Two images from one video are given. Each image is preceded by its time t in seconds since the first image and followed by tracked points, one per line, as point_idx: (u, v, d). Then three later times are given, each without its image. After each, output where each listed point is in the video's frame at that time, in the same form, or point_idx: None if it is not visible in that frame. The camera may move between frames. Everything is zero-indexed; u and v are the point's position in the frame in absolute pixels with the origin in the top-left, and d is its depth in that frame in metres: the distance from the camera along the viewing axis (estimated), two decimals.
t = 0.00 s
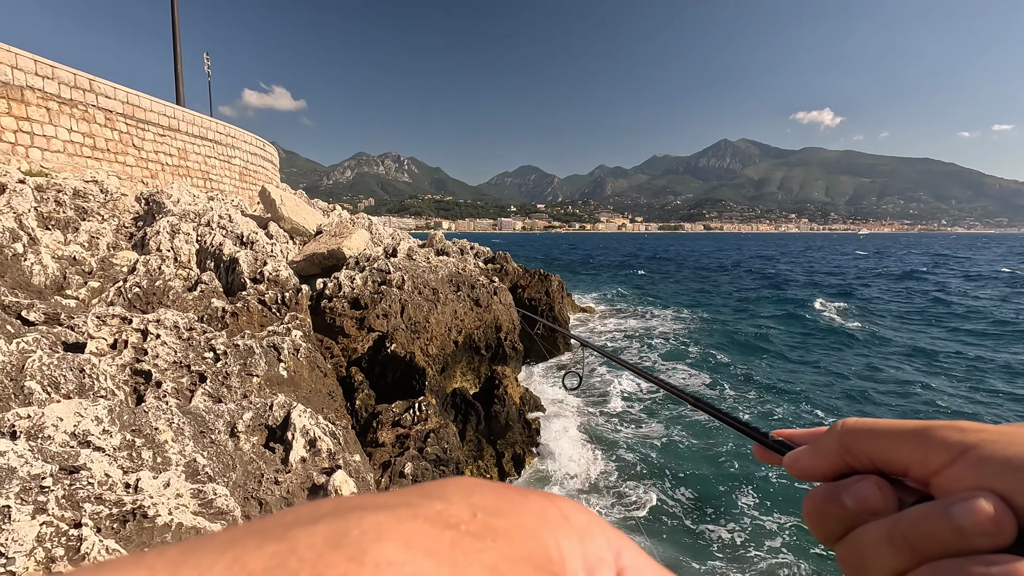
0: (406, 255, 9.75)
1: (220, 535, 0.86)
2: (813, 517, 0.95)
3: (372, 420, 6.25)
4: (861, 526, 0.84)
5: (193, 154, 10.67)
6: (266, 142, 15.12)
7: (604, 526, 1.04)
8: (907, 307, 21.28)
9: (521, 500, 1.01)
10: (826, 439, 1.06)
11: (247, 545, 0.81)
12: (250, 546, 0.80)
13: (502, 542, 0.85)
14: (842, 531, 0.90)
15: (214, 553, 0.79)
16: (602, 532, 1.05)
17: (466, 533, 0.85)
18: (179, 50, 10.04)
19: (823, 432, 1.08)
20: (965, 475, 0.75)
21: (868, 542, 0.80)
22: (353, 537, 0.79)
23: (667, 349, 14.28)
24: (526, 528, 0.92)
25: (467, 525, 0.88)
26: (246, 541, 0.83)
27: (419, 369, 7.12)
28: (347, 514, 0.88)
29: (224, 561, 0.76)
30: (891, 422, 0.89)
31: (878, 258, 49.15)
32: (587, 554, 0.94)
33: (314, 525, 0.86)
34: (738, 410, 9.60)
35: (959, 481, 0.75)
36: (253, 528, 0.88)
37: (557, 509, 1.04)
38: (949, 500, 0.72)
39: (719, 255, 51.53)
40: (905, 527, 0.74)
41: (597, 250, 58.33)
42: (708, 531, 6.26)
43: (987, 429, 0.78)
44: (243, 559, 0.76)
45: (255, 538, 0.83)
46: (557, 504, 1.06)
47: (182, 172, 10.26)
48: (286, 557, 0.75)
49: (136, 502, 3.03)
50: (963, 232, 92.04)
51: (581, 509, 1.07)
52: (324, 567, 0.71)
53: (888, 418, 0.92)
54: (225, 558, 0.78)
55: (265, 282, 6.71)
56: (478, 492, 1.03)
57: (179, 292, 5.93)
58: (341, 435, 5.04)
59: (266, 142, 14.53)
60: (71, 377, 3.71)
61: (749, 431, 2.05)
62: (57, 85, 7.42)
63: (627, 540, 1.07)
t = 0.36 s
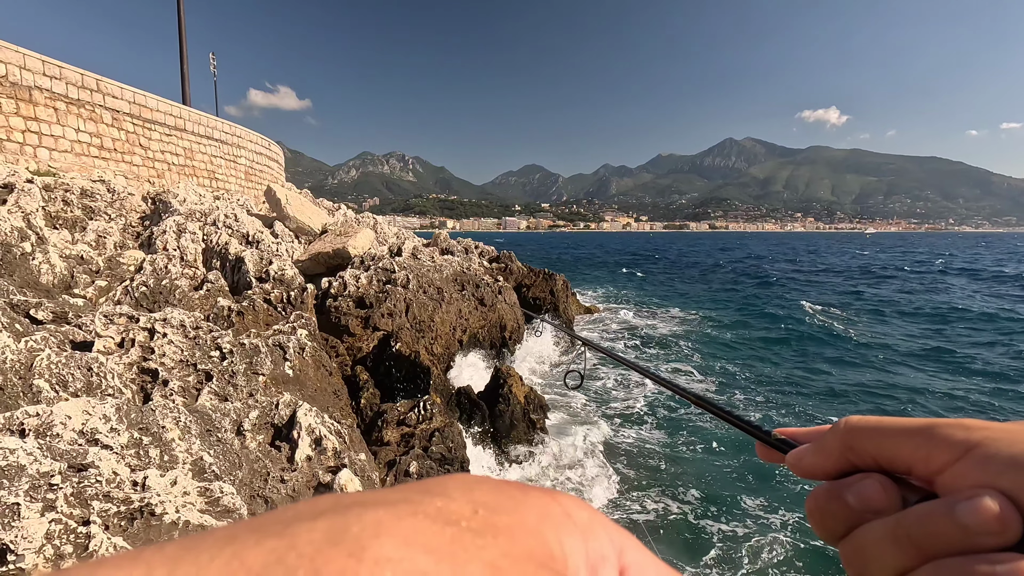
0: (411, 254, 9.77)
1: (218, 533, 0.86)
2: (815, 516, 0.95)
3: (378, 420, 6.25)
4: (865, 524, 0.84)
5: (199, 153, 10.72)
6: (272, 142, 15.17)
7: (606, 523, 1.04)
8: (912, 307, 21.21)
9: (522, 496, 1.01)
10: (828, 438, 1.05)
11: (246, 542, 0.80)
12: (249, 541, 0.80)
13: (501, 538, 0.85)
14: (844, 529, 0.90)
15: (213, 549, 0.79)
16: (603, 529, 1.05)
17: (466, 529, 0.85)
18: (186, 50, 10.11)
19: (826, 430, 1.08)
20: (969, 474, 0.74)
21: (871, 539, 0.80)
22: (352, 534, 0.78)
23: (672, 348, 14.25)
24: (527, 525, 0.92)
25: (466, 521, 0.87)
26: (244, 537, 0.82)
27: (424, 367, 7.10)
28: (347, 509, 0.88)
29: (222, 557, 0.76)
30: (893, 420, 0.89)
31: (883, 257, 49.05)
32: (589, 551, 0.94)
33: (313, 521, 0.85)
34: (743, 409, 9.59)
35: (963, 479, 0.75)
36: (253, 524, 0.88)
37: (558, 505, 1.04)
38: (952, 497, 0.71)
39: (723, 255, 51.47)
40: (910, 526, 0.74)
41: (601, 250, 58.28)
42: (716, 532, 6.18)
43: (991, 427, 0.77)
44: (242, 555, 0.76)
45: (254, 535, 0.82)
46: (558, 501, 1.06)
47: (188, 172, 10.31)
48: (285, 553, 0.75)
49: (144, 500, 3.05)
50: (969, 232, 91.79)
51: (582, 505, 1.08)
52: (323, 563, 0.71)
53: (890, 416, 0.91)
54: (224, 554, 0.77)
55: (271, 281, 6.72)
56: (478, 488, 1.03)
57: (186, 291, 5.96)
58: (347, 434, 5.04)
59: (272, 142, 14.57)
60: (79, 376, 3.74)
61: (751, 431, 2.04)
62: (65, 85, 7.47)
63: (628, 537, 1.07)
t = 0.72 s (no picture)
0: (417, 252, 9.80)
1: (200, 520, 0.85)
2: (808, 507, 0.96)
3: (384, 417, 6.27)
4: (859, 514, 0.86)
5: (206, 152, 10.77)
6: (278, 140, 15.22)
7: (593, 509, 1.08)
8: (920, 305, 21.10)
9: (509, 483, 1.02)
10: (819, 430, 1.07)
11: (232, 528, 0.80)
12: (234, 528, 0.79)
13: (489, 523, 0.86)
14: (837, 519, 0.92)
15: (197, 533, 0.78)
16: (590, 515, 1.08)
17: (453, 515, 0.85)
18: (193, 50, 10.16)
19: (817, 421, 1.09)
20: (959, 464, 0.77)
21: (864, 528, 0.83)
22: (338, 521, 0.78)
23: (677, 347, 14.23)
24: (515, 512, 0.93)
25: (454, 507, 0.88)
26: (228, 525, 0.81)
27: (430, 365, 7.13)
28: (333, 497, 0.88)
29: (206, 544, 0.75)
30: (886, 411, 0.91)
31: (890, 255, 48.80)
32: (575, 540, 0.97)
33: (299, 509, 0.85)
34: (748, 408, 9.58)
35: (954, 469, 0.78)
36: (236, 512, 0.87)
37: (547, 492, 1.05)
38: (944, 486, 0.75)
39: (729, 253, 51.33)
40: (902, 514, 0.77)
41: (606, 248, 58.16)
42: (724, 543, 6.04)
43: (980, 416, 0.81)
44: (226, 541, 0.75)
45: (238, 521, 0.82)
46: (546, 488, 1.07)
47: (195, 170, 10.37)
48: (270, 540, 0.74)
49: (154, 496, 3.09)
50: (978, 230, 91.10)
51: (570, 492, 1.10)
52: (309, 550, 0.71)
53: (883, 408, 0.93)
54: (209, 540, 0.77)
55: (278, 279, 6.75)
56: (466, 475, 1.03)
57: (193, 289, 5.99)
58: (354, 431, 5.08)
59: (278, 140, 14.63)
60: (89, 372, 3.78)
61: (745, 425, 2.02)
62: (74, 84, 7.53)
63: (615, 522, 1.10)
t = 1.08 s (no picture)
0: (423, 250, 9.81)
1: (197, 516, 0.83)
2: (807, 504, 0.98)
3: (391, 413, 6.28)
4: (856, 512, 0.88)
5: (214, 150, 10.82)
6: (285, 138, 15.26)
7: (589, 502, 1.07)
8: (929, 303, 20.97)
9: (505, 476, 1.01)
10: (820, 428, 1.09)
11: (230, 523, 0.78)
12: (231, 522, 0.78)
13: (486, 517, 0.85)
14: (835, 517, 0.94)
15: (194, 530, 0.77)
16: (588, 508, 1.07)
17: (450, 509, 0.84)
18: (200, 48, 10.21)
19: (817, 421, 1.11)
20: (957, 460, 0.79)
21: (862, 525, 0.84)
22: (335, 514, 0.78)
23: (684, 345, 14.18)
24: (512, 505, 0.93)
25: (451, 501, 0.87)
26: (225, 519, 0.80)
27: (436, 362, 7.16)
28: (330, 491, 0.87)
29: (204, 540, 0.74)
30: (885, 410, 0.92)
31: (897, 253, 48.60)
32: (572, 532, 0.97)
33: (295, 503, 0.84)
34: (756, 408, 9.55)
35: (951, 465, 0.80)
36: (234, 508, 0.86)
37: (544, 486, 1.05)
38: (942, 483, 0.76)
39: (735, 251, 51.16)
40: (899, 511, 0.78)
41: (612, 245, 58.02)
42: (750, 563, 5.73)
43: (976, 412, 0.83)
44: (225, 535, 0.74)
45: (235, 517, 0.80)
46: (544, 482, 1.07)
47: (203, 168, 10.42)
48: (268, 534, 0.74)
49: (164, 491, 3.11)
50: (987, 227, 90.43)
51: (567, 485, 1.09)
52: (308, 543, 0.70)
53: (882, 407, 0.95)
54: (207, 535, 0.75)
55: (284, 277, 6.77)
56: (463, 469, 1.03)
57: (201, 286, 6.02)
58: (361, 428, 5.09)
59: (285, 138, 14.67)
60: (99, 369, 3.80)
61: (745, 425, 1.98)
62: (83, 83, 7.59)
63: (613, 515, 1.09)
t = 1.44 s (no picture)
0: (429, 248, 9.82)
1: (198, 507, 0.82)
2: (809, 503, 0.96)
3: (397, 411, 6.29)
4: (856, 508, 0.87)
5: (221, 149, 10.87)
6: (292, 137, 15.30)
7: (588, 493, 1.06)
8: (938, 302, 20.80)
9: (505, 468, 1.00)
10: (820, 426, 1.08)
11: (232, 512, 0.77)
12: (234, 513, 0.77)
13: (486, 507, 0.84)
14: (837, 514, 0.92)
15: (197, 520, 0.75)
16: (586, 500, 1.06)
17: (450, 499, 0.83)
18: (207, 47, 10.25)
19: (817, 419, 1.09)
20: (957, 457, 0.78)
21: (862, 522, 0.83)
22: (336, 504, 0.77)
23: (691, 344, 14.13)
24: (511, 495, 0.92)
25: (451, 492, 0.86)
26: (227, 509, 0.79)
27: (442, 361, 7.18)
28: (330, 482, 0.85)
29: (206, 529, 0.73)
30: (883, 407, 0.91)
31: (906, 251, 48.30)
32: (571, 523, 0.96)
33: (297, 494, 0.83)
34: (763, 408, 9.51)
35: (952, 462, 0.79)
36: (235, 500, 0.85)
37: (544, 477, 1.04)
38: (942, 479, 0.76)
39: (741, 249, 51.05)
40: (899, 507, 0.78)
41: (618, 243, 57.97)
42: (787, 572, 5.53)
43: (977, 409, 0.81)
44: (228, 525, 0.73)
45: (237, 507, 0.79)
46: (543, 473, 1.06)
47: (210, 167, 10.47)
48: (271, 525, 0.73)
49: (172, 488, 3.12)
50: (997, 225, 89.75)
51: (566, 477, 1.09)
52: (312, 533, 0.69)
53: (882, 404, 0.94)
54: (210, 524, 0.74)
55: (291, 275, 6.78)
56: (463, 461, 1.02)
57: (209, 284, 6.04)
58: (367, 426, 5.10)
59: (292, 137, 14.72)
60: (108, 366, 3.82)
61: (747, 424, 1.97)
62: (92, 82, 7.63)
63: (611, 507, 1.09)
